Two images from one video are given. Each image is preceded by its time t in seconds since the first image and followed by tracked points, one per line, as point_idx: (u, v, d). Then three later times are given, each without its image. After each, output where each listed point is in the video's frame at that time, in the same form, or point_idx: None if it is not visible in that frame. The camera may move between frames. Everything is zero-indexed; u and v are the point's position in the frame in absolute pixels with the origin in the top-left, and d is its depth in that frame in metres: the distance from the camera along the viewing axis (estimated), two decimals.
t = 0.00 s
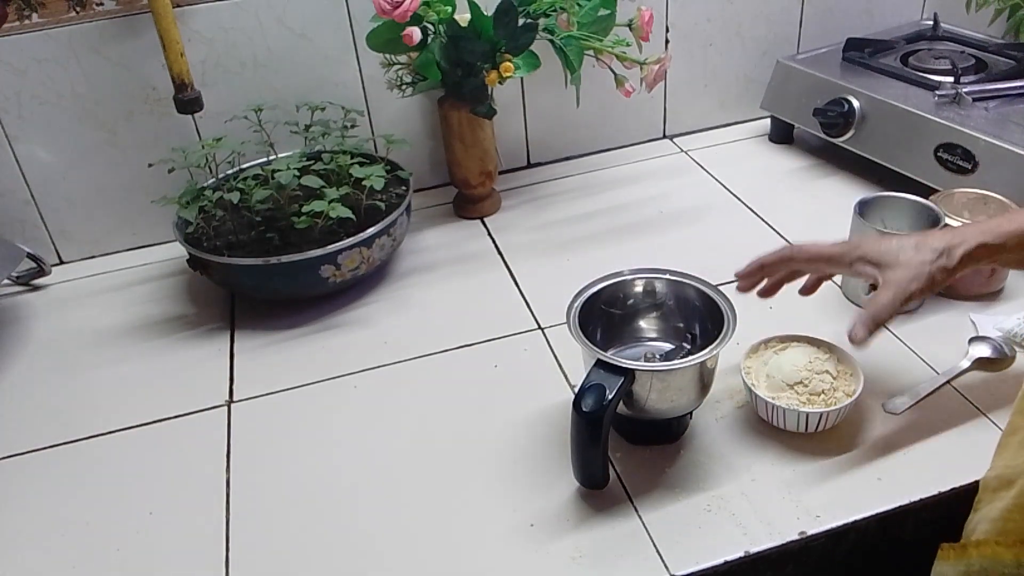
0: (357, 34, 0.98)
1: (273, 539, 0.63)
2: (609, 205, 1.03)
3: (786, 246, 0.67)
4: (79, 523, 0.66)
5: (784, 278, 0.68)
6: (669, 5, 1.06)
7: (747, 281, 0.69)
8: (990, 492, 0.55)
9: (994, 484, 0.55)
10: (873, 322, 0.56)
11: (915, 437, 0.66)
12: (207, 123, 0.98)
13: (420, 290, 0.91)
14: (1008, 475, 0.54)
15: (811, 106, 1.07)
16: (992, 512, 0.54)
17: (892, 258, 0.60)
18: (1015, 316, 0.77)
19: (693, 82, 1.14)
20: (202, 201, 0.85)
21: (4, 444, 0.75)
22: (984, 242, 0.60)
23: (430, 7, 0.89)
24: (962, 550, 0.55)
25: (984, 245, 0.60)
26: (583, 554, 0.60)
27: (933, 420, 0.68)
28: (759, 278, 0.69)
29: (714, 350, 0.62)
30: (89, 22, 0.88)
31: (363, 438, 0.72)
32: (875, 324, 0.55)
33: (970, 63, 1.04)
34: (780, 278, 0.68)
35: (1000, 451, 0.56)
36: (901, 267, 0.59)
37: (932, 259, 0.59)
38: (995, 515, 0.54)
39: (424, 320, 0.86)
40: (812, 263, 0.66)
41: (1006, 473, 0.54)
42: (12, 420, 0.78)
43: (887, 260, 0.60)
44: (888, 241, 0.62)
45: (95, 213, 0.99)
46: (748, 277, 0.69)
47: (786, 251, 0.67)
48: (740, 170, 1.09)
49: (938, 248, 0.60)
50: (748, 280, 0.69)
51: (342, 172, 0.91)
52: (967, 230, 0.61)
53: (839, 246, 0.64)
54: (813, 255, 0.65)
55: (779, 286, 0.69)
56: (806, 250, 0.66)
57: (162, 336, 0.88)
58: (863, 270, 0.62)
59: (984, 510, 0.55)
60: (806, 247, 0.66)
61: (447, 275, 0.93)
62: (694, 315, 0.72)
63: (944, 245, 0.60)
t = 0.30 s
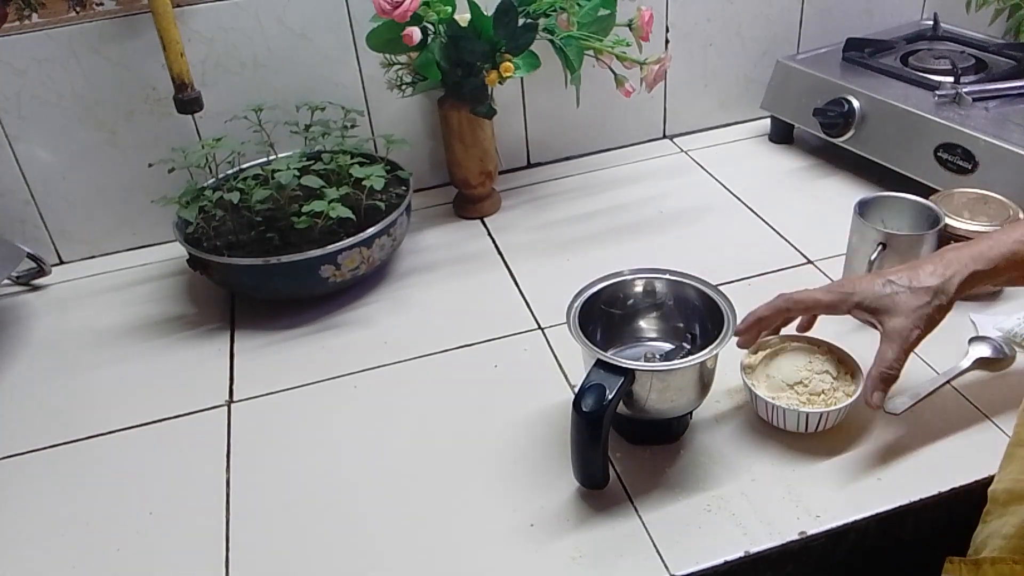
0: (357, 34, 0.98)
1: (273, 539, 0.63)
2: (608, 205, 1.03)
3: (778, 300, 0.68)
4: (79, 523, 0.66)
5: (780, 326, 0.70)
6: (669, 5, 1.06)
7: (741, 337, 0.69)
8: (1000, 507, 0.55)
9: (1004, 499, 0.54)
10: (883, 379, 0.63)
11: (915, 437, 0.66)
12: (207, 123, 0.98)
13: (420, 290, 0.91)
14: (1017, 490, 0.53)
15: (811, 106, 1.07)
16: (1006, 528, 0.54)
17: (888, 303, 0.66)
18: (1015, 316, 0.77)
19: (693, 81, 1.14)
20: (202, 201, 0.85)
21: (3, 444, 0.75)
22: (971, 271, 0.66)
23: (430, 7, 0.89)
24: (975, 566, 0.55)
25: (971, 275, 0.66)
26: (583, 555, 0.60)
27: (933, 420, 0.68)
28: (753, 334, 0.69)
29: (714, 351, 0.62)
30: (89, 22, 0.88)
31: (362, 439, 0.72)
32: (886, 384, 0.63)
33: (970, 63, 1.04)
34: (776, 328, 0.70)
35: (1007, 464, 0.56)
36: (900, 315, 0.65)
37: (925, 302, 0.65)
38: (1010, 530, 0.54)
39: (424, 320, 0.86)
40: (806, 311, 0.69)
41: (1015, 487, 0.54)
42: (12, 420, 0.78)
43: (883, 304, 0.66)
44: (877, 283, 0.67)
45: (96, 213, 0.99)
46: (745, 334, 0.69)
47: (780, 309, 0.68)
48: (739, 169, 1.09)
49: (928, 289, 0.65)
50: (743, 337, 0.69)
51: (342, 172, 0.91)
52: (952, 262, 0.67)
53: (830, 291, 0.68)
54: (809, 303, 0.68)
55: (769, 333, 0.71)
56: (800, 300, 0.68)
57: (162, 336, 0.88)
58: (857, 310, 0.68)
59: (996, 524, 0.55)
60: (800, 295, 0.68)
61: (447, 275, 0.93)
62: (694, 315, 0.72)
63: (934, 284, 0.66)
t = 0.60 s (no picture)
0: (357, 34, 0.98)
1: (273, 539, 0.63)
2: (609, 205, 1.03)
3: (774, 311, 0.69)
4: (79, 523, 0.66)
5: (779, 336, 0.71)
6: (669, 5, 1.06)
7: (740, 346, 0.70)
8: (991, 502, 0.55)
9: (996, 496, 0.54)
10: (874, 393, 0.64)
11: (915, 437, 0.66)
12: (207, 123, 0.98)
13: (420, 290, 0.91)
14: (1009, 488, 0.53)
15: (812, 106, 1.07)
16: (995, 525, 0.54)
17: (882, 315, 0.66)
18: (1015, 316, 0.77)
19: (693, 81, 1.14)
20: (202, 201, 0.85)
21: (3, 445, 0.75)
22: (963, 283, 0.67)
23: (430, 7, 0.89)
24: (965, 563, 0.56)
25: (965, 288, 0.67)
26: (583, 555, 0.60)
27: (932, 420, 0.68)
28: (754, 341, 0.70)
29: (713, 351, 0.62)
30: (89, 22, 0.88)
31: (361, 437, 0.72)
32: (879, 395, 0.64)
33: (970, 63, 1.04)
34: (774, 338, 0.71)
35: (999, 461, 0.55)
36: (893, 329, 0.65)
37: (919, 316, 0.65)
38: (999, 528, 0.54)
39: (424, 320, 0.86)
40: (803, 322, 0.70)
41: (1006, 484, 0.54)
42: (12, 420, 0.78)
43: (878, 317, 0.67)
44: (872, 296, 0.67)
45: (96, 213, 0.99)
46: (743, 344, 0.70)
47: (776, 319, 0.69)
48: (739, 170, 1.09)
49: (923, 303, 0.66)
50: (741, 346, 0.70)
51: (342, 172, 0.91)
52: (946, 274, 0.68)
53: (826, 303, 0.69)
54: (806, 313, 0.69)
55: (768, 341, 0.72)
56: (796, 310, 0.69)
57: (162, 336, 0.88)
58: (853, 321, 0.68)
59: (987, 521, 0.55)
60: (796, 306, 0.69)
61: (447, 275, 0.93)
62: (694, 315, 0.72)
63: (928, 297, 0.66)
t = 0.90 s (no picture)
0: (357, 34, 0.98)
1: (273, 539, 0.63)
2: (609, 205, 1.03)
3: (777, 303, 0.71)
4: (79, 523, 0.66)
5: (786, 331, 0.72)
6: (670, 5, 1.06)
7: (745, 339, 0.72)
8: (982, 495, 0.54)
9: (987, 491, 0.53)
10: (861, 394, 0.64)
11: (915, 437, 0.66)
12: (207, 123, 0.98)
13: (420, 290, 0.91)
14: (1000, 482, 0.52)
15: (812, 106, 1.07)
16: (982, 519, 0.53)
17: (882, 314, 0.66)
18: (1015, 316, 0.77)
19: (693, 81, 1.14)
20: (202, 201, 0.85)
21: (3, 445, 0.75)
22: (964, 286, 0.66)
23: (430, 7, 0.89)
24: (950, 556, 0.54)
25: (965, 289, 0.66)
26: (583, 555, 0.60)
27: (932, 420, 0.68)
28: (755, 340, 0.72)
29: (713, 351, 0.62)
30: (89, 22, 0.88)
31: (361, 437, 0.72)
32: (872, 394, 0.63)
33: (970, 63, 1.03)
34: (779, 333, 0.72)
35: (994, 458, 0.54)
36: (890, 329, 0.65)
37: (917, 318, 0.65)
38: (984, 522, 0.53)
39: (424, 320, 0.86)
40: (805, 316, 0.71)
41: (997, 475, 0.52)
42: (12, 420, 0.78)
43: (877, 315, 0.67)
44: (874, 294, 0.67)
45: (96, 213, 0.99)
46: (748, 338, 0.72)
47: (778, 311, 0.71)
48: (739, 169, 1.09)
49: (922, 306, 0.65)
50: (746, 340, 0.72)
51: (342, 172, 0.91)
52: (947, 276, 0.67)
53: (827, 297, 0.70)
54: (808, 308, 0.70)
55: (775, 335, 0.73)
56: (795, 303, 0.70)
57: (162, 336, 0.88)
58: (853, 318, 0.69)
59: (976, 517, 0.54)
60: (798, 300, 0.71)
61: (447, 275, 0.93)
62: (694, 315, 0.72)
63: (927, 298, 0.66)
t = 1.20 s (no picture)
0: (357, 34, 0.98)
1: (273, 540, 0.63)
2: (609, 205, 1.03)
3: (816, 218, 0.66)
4: (79, 523, 0.66)
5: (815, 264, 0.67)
6: (669, 5, 1.06)
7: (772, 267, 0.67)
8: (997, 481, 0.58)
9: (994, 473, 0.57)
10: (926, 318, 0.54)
11: (916, 438, 0.66)
12: (208, 123, 0.98)
13: (420, 290, 0.91)
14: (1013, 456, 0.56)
15: (812, 106, 1.07)
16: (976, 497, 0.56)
17: (934, 230, 0.60)
18: (1015, 316, 0.77)
19: (693, 81, 1.14)
20: (202, 201, 0.85)
21: (3, 445, 0.75)
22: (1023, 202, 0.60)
23: (430, 7, 0.89)
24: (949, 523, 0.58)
25: None
26: (583, 555, 0.60)
27: (932, 420, 0.67)
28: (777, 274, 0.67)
29: (713, 351, 0.62)
30: (89, 22, 0.88)
31: (362, 437, 0.72)
32: (933, 320, 0.54)
33: (970, 63, 1.03)
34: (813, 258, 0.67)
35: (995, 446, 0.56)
36: (942, 244, 0.58)
37: (973, 233, 0.58)
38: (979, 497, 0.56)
39: (424, 320, 0.86)
40: (841, 238, 0.66)
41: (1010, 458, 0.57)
42: (12, 420, 0.78)
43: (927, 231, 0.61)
44: (931, 207, 0.62)
45: (95, 213, 0.99)
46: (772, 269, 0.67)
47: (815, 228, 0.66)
48: (739, 170, 1.09)
49: (980, 218, 0.59)
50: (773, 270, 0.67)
51: (342, 172, 0.91)
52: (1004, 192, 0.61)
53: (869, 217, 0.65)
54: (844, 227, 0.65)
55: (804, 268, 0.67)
56: (834, 220, 0.66)
57: (162, 336, 0.88)
58: (902, 238, 0.63)
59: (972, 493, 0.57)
60: (841, 215, 0.66)
61: (448, 275, 0.93)
62: (694, 315, 0.72)
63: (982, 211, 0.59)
